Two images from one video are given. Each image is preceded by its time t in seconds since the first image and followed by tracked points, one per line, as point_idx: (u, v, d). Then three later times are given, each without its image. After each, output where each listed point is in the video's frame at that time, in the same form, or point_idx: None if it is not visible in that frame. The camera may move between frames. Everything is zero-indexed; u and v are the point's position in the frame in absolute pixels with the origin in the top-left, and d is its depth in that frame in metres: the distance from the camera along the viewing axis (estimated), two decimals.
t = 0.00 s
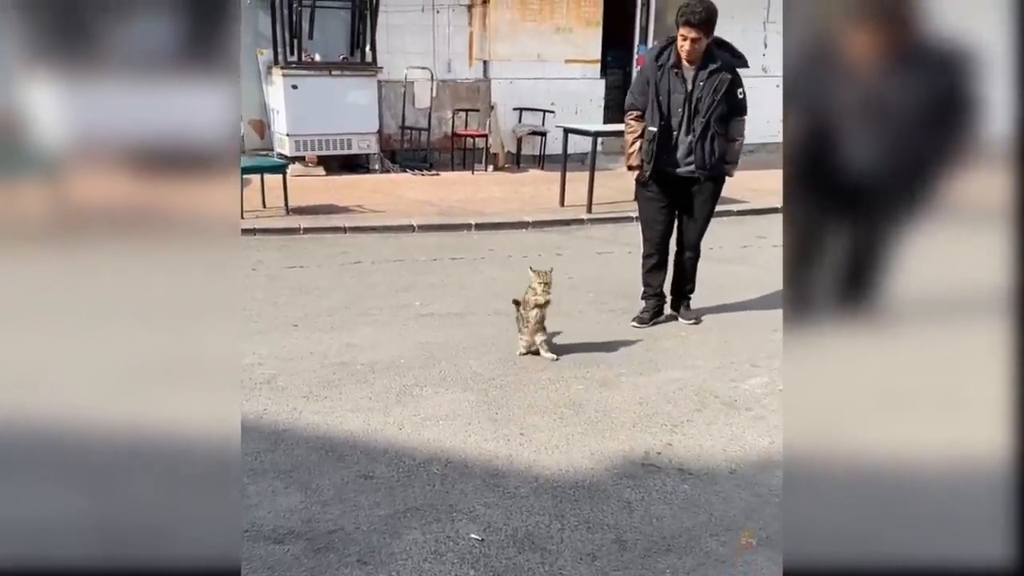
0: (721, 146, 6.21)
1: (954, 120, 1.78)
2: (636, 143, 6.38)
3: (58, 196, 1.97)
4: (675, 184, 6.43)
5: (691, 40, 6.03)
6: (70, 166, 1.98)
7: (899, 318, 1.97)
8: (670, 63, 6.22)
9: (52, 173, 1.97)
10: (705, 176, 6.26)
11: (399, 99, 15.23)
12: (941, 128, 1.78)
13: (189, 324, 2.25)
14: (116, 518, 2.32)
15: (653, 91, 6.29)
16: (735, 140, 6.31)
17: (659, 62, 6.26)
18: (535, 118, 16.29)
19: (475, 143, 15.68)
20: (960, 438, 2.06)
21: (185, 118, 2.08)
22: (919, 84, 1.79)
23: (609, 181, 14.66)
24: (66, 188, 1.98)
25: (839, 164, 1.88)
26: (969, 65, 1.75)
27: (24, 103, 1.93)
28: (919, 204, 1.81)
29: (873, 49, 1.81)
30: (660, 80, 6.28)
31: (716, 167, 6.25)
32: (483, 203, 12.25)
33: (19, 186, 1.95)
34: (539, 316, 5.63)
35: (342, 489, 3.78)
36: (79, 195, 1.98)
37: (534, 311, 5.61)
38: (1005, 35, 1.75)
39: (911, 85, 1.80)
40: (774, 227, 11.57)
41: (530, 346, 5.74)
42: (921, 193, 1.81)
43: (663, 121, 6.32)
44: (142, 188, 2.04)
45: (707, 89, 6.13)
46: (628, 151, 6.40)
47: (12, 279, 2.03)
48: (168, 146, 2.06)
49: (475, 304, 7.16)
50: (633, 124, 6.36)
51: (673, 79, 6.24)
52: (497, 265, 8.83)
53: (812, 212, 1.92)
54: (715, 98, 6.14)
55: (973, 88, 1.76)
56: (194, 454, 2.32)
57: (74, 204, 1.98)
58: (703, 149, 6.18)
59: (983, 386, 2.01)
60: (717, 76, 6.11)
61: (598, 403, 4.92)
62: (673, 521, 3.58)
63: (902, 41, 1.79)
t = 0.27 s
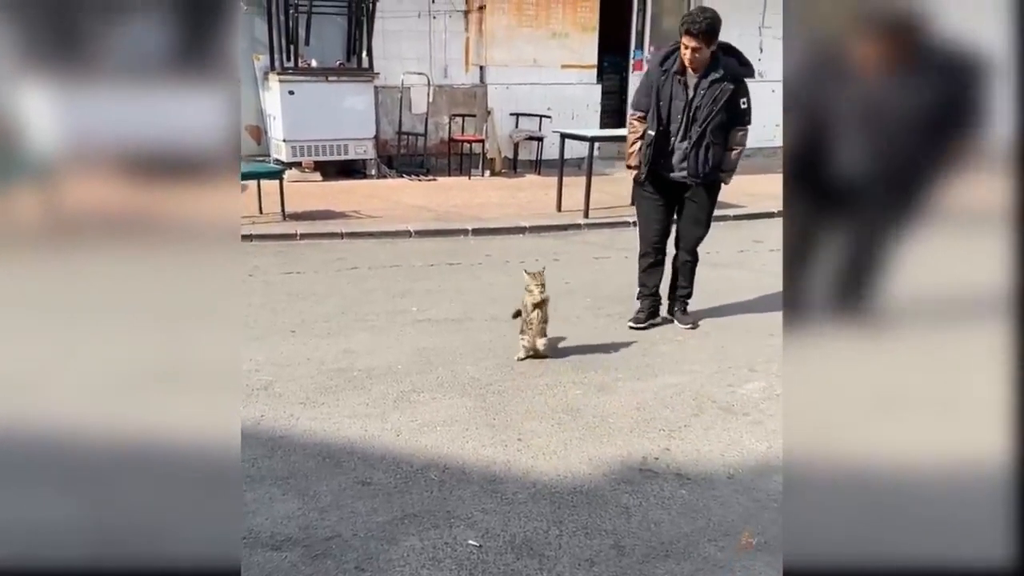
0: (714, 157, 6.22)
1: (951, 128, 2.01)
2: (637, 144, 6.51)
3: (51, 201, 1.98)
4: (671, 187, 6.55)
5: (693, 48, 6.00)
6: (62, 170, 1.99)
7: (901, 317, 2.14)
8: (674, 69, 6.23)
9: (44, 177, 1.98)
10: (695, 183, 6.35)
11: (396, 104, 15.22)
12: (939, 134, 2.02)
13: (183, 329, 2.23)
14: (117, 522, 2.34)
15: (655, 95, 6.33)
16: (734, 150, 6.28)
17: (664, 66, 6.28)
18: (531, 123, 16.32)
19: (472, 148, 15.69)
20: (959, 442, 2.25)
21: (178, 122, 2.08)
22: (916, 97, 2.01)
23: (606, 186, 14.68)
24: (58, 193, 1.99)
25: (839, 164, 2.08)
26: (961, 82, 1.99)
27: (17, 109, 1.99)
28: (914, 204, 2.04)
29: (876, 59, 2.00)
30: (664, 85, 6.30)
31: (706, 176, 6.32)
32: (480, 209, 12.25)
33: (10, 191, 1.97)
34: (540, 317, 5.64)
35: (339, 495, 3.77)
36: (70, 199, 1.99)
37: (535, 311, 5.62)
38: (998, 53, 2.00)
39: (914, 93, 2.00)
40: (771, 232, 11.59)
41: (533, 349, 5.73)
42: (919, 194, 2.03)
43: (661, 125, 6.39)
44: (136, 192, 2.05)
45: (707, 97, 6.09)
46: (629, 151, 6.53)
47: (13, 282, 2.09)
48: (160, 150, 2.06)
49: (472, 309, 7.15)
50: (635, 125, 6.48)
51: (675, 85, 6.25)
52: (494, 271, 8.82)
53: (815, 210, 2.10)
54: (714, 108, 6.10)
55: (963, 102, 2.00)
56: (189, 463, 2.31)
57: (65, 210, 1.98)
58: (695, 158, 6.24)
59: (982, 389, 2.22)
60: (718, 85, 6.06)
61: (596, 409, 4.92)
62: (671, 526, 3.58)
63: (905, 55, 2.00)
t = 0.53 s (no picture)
0: (714, 160, 6.26)
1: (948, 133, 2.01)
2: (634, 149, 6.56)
3: (48, 210, 1.99)
4: (669, 192, 6.62)
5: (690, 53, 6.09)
6: (61, 178, 2.01)
7: (896, 318, 2.17)
8: (672, 74, 6.32)
9: (42, 183, 2.00)
10: (694, 186, 6.39)
11: (393, 110, 15.22)
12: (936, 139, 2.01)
13: (182, 334, 2.23)
14: (117, 524, 2.37)
15: (653, 100, 6.42)
16: (731, 154, 6.34)
17: (662, 72, 6.37)
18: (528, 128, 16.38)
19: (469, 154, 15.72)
20: (959, 445, 2.26)
21: (176, 129, 2.08)
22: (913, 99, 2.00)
23: (603, 192, 14.71)
24: (55, 201, 1.99)
25: (835, 170, 2.08)
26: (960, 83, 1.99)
27: (12, 115, 1.98)
28: (908, 209, 2.05)
29: (870, 66, 2.02)
30: (661, 89, 6.39)
31: (705, 180, 6.37)
32: (477, 214, 12.27)
33: (7, 197, 1.98)
34: (538, 319, 5.69)
35: (339, 500, 3.78)
36: (65, 210, 1.98)
37: (533, 312, 5.67)
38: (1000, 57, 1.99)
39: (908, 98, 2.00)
40: (767, 237, 11.63)
41: (530, 352, 5.80)
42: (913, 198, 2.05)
43: (659, 130, 6.45)
44: (134, 198, 2.05)
45: (705, 101, 6.17)
46: (625, 157, 6.55)
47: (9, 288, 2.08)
48: (157, 156, 2.07)
49: (470, 314, 7.17)
50: (632, 131, 6.50)
51: (673, 90, 6.34)
52: (492, 276, 8.84)
53: (810, 213, 2.14)
54: (712, 111, 6.18)
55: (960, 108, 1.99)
56: (191, 467, 2.33)
57: (61, 218, 1.98)
58: (696, 161, 6.28)
59: (983, 393, 2.23)
60: (715, 89, 6.15)
61: (595, 413, 4.93)
62: (670, 530, 3.59)
63: (901, 59, 2.00)
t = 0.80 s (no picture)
0: (703, 161, 6.32)
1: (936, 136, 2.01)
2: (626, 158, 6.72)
3: (47, 215, 2.01)
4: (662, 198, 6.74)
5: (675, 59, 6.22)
6: (59, 184, 2.02)
7: (892, 322, 2.21)
8: (657, 81, 6.45)
9: (40, 189, 2.02)
10: (686, 189, 6.47)
11: (391, 116, 15.26)
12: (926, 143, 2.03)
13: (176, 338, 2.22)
14: (110, 527, 2.36)
15: (641, 108, 6.57)
16: (721, 155, 6.39)
17: (647, 80, 6.49)
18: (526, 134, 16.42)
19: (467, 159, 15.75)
20: (957, 448, 2.29)
21: (173, 136, 2.09)
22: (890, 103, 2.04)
23: (601, 197, 14.74)
24: (53, 205, 2.01)
25: (818, 174, 2.13)
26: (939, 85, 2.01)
27: (8, 123, 2.02)
28: (898, 212, 2.08)
29: (842, 72, 2.06)
30: (649, 96, 6.52)
31: (698, 182, 6.40)
32: (475, 219, 12.29)
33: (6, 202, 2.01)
34: (524, 323, 5.87)
35: (338, 505, 3.79)
36: (63, 214, 2.01)
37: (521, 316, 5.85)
38: (996, 60, 2.02)
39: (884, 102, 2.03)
40: (764, 242, 11.65)
41: (520, 352, 5.93)
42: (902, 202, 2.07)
43: (648, 137, 6.58)
44: (131, 204, 2.06)
45: (691, 105, 6.27)
46: (618, 165, 6.72)
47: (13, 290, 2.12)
48: (154, 162, 2.07)
49: (469, 319, 7.18)
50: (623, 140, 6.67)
51: (660, 96, 6.47)
52: (490, 281, 8.85)
53: (806, 218, 2.17)
54: (698, 114, 6.26)
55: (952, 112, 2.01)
56: (184, 472, 2.34)
57: (59, 222, 2.01)
58: (685, 164, 6.36)
59: (980, 395, 2.26)
60: (701, 92, 6.23)
61: (593, 418, 4.94)
62: (668, 534, 3.59)
63: (882, 66, 2.05)
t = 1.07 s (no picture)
0: (688, 162, 6.48)
1: (904, 136, 2.00)
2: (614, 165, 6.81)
3: (45, 221, 2.02)
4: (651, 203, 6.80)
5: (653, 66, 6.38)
6: (56, 189, 2.02)
7: (887, 328, 2.20)
8: (637, 89, 6.60)
9: (37, 197, 2.02)
10: (675, 191, 6.57)
11: (389, 121, 15.28)
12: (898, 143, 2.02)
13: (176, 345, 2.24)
14: (107, 531, 2.37)
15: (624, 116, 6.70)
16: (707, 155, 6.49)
17: (627, 89, 6.65)
18: (524, 139, 16.46)
19: (465, 164, 15.77)
20: (957, 453, 2.27)
21: (170, 141, 2.09)
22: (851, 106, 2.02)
23: (599, 201, 14.76)
24: (50, 212, 2.02)
25: (792, 178, 2.14)
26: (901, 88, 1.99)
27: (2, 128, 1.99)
28: (880, 215, 2.07)
29: (793, 78, 2.08)
30: (630, 105, 6.66)
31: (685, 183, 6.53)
32: (474, 224, 12.30)
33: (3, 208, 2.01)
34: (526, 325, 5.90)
35: (337, 509, 3.79)
36: (61, 220, 2.02)
37: (522, 316, 5.89)
38: (996, 64, 2.02)
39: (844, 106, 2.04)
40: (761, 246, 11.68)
41: (520, 355, 5.96)
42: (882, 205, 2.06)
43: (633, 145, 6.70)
44: (129, 209, 2.07)
45: (672, 109, 6.45)
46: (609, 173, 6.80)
47: (10, 296, 2.12)
48: (152, 168, 2.08)
49: (467, 324, 7.18)
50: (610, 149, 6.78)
51: (640, 104, 6.60)
52: (489, 286, 8.86)
53: (805, 221, 2.15)
54: (679, 117, 6.44)
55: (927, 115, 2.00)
56: (182, 479, 2.34)
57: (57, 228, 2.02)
58: (669, 166, 6.52)
59: (979, 398, 2.26)
60: (680, 96, 6.43)
61: (592, 422, 4.94)
62: (667, 539, 3.60)
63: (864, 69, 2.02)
